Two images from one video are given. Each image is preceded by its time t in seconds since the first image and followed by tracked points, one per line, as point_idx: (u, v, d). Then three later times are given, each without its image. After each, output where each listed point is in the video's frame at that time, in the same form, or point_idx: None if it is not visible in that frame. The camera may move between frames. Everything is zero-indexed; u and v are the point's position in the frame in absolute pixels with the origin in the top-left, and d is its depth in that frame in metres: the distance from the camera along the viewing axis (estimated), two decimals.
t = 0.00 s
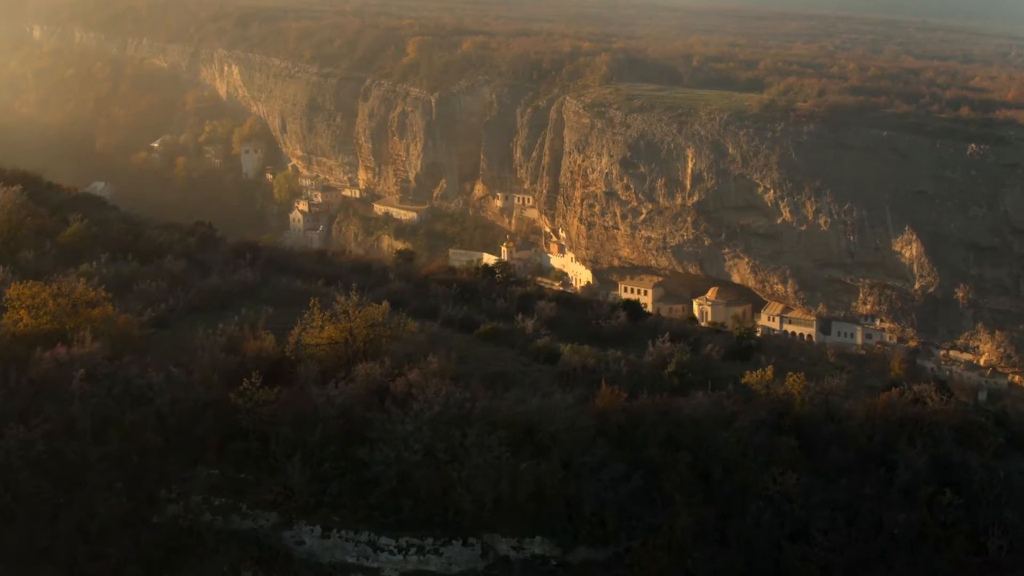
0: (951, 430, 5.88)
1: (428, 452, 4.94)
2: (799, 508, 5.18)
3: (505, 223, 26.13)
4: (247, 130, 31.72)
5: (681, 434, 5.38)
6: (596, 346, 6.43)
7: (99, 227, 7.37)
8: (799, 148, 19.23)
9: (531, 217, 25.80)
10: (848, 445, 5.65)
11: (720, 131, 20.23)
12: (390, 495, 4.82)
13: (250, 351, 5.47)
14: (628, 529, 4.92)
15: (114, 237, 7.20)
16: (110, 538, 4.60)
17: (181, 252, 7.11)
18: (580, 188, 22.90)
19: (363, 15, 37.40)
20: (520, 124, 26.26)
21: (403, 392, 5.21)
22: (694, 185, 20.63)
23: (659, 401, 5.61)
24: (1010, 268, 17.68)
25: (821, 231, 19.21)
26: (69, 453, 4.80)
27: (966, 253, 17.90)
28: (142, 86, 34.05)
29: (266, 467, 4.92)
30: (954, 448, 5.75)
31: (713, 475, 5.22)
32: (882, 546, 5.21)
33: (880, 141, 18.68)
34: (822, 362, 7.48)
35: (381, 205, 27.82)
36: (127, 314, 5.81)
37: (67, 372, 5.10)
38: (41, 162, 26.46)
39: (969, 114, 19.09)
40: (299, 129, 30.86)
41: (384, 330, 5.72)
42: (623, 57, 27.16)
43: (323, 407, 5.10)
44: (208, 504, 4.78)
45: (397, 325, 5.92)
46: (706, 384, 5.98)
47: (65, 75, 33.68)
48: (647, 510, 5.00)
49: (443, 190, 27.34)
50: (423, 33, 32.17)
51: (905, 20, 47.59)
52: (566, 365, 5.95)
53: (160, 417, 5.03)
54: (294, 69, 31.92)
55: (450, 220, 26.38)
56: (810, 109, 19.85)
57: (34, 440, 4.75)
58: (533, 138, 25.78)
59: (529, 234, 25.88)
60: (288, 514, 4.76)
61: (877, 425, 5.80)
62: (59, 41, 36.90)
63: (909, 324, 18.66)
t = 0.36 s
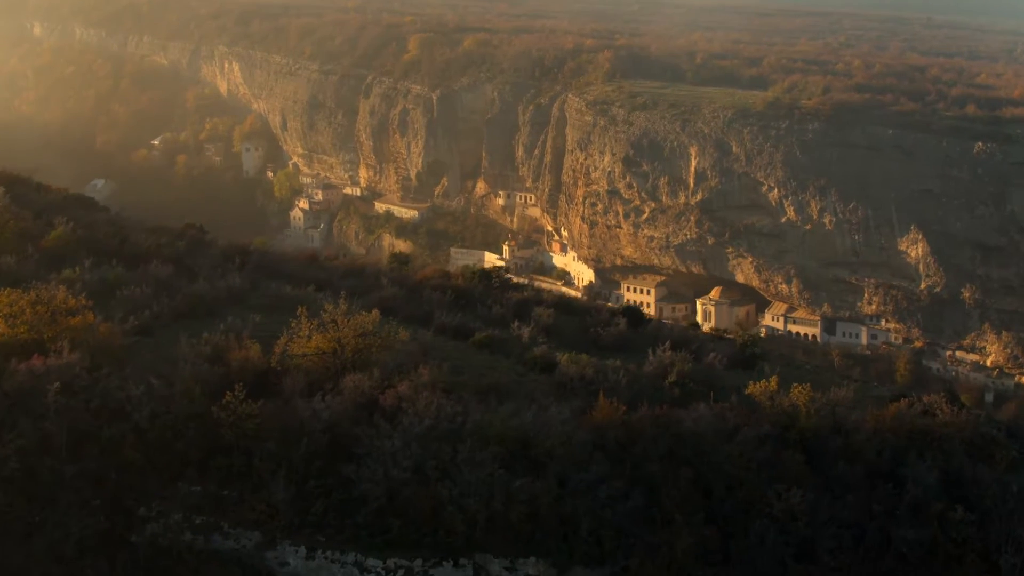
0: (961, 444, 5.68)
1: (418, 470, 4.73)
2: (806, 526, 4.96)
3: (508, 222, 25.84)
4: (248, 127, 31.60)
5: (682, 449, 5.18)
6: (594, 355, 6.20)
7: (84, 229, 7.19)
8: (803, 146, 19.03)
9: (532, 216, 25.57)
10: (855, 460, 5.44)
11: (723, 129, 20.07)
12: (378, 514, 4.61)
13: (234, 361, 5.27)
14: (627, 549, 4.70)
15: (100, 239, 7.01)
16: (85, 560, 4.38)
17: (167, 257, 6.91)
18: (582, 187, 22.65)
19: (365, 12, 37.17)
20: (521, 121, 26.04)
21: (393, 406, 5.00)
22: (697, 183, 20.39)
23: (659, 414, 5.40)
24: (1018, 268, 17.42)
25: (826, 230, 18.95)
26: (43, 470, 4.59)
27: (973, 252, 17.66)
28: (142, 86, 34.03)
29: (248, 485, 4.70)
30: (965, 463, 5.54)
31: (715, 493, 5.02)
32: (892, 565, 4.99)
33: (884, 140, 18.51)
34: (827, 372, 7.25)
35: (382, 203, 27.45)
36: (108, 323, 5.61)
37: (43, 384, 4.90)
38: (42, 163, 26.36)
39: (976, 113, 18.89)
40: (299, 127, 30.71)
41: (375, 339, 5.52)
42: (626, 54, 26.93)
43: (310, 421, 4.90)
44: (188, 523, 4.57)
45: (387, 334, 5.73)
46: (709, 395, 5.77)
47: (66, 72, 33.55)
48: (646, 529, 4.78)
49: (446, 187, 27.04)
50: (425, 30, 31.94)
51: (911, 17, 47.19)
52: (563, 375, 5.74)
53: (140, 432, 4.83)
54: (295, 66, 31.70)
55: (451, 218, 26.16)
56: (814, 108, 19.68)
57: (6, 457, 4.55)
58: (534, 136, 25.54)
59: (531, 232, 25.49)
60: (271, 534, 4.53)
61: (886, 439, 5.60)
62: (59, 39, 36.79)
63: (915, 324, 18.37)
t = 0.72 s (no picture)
0: (973, 457, 5.47)
1: (405, 487, 4.52)
2: (810, 544, 4.75)
3: (510, 220, 25.63)
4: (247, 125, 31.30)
5: (681, 463, 4.97)
6: (592, 364, 6.00)
7: (68, 233, 7.00)
8: (808, 144, 18.83)
9: (534, 214, 25.33)
10: (862, 474, 5.24)
11: (727, 127, 19.83)
12: (363, 535, 4.38)
13: (216, 372, 5.07)
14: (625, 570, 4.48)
15: (84, 242, 6.81)
16: None
17: (153, 261, 6.71)
18: (584, 185, 22.40)
19: (366, 9, 36.95)
20: (522, 119, 25.84)
21: (379, 420, 4.80)
22: (700, 181, 20.16)
23: (658, 427, 5.20)
24: None
25: (830, 229, 18.64)
26: (14, 488, 4.35)
27: (979, 252, 17.43)
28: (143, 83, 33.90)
29: (228, 503, 4.48)
30: (976, 477, 5.33)
31: (716, 510, 4.81)
32: None
33: (889, 138, 18.33)
34: (832, 380, 7.04)
35: (383, 203, 27.17)
36: (87, 332, 5.42)
37: (15, 398, 4.70)
38: (43, 163, 26.28)
39: (982, 111, 18.76)
40: (300, 124, 30.55)
41: (363, 347, 5.33)
42: (628, 50, 26.71)
43: (293, 437, 4.69)
44: (166, 543, 4.31)
45: (376, 342, 5.53)
46: (709, 407, 5.57)
47: (65, 70, 33.44)
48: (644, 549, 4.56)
49: (447, 185, 26.81)
50: (426, 27, 31.70)
51: (916, 13, 46.84)
52: (558, 386, 5.55)
53: (116, 447, 4.61)
54: (295, 63, 31.50)
55: (453, 216, 25.94)
56: (819, 105, 19.48)
57: None
58: (535, 133, 25.30)
59: (533, 231, 25.19)
60: (252, 556, 4.28)
61: (894, 452, 5.39)
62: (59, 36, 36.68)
63: (920, 324, 17.98)
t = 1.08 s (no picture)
0: (983, 471, 5.26)
1: (390, 507, 4.28)
2: (815, 566, 4.54)
3: (511, 218, 25.49)
4: (249, 122, 31.64)
5: (679, 481, 4.76)
6: (587, 375, 5.78)
7: (50, 237, 6.80)
8: (812, 142, 18.57)
9: (535, 212, 25.13)
10: (869, 491, 5.03)
11: (729, 125, 19.54)
12: (346, 557, 4.12)
13: (196, 385, 4.87)
14: None
15: (67, 247, 6.62)
16: None
17: (137, 267, 6.51)
18: (586, 183, 22.14)
19: (367, 5, 36.71)
20: (524, 117, 25.46)
21: (364, 438, 4.59)
22: (702, 180, 19.85)
23: (656, 442, 5.00)
24: None
25: (834, 228, 18.40)
26: None
27: (986, 251, 17.22)
28: (142, 80, 34.05)
29: (205, 523, 4.21)
30: (986, 493, 5.13)
31: (717, 529, 4.59)
32: None
33: (894, 136, 18.06)
34: (838, 387, 6.84)
35: (383, 201, 27.09)
36: (64, 341, 5.21)
37: None
38: (42, 172, 26.63)
39: (989, 108, 18.51)
40: (300, 122, 30.39)
41: (349, 359, 5.14)
42: (630, 47, 26.46)
43: (273, 454, 4.48)
44: (139, 565, 4.02)
45: (363, 352, 5.34)
46: (709, 420, 5.36)
47: (65, 70, 33.56)
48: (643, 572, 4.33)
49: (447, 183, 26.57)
50: (427, 24, 31.40)
51: (919, 8, 46.60)
52: (552, 398, 5.35)
53: (89, 464, 4.36)
54: (296, 60, 31.30)
55: (454, 214, 25.76)
56: (823, 103, 19.23)
57: None
58: (537, 131, 24.96)
59: (535, 229, 25.12)
60: None
61: (902, 467, 5.17)
62: (59, 32, 36.99)
63: (925, 324, 17.76)
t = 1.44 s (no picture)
0: (993, 489, 5.05)
1: (371, 529, 4.04)
2: None
3: (512, 217, 25.33)
4: (249, 119, 31.65)
5: (677, 501, 4.55)
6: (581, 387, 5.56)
7: (31, 242, 6.61)
8: (815, 141, 18.30)
9: (537, 211, 24.90)
10: (874, 509, 4.83)
11: (732, 122, 19.28)
12: None
13: (173, 399, 4.66)
14: None
15: (47, 251, 6.42)
16: None
17: (118, 272, 6.31)
18: (587, 182, 21.90)
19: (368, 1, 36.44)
20: (525, 116, 25.04)
21: (346, 457, 4.38)
22: (705, 178, 19.57)
23: (652, 459, 4.79)
24: None
25: (839, 228, 18.13)
26: None
27: (991, 251, 17.02)
28: (140, 78, 33.98)
29: (178, 545, 3.97)
30: (997, 512, 4.90)
31: (717, 552, 4.36)
32: None
33: (899, 135, 17.80)
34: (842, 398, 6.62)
35: (383, 199, 27.01)
36: (37, 351, 4.99)
37: None
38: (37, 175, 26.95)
39: (995, 107, 18.26)
40: (300, 120, 30.20)
41: (335, 371, 4.96)
42: (632, 44, 26.18)
43: (251, 473, 4.26)
44: None
45: (348, 363, 5.16)
46: (707, 436, 5.14)
47: (65, 66, 33.54)
48: None
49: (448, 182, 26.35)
50: (428, 20, 31.09)
51: (924, 6, 46.32)
52: (545, 412, 5.15)
53: (57, 481, 4.13)
54: (296, 57, 31.06)
55: (454, 213, 25.61)
56: (827, 101, 18.98)
57: None
58: (539, 129, 24.61)
59: (536, 228, 25.01)
60: None
61: (908, 485, 4.97)
62: (58, 28, 36.95)
63: (931, 326, 17.52)
